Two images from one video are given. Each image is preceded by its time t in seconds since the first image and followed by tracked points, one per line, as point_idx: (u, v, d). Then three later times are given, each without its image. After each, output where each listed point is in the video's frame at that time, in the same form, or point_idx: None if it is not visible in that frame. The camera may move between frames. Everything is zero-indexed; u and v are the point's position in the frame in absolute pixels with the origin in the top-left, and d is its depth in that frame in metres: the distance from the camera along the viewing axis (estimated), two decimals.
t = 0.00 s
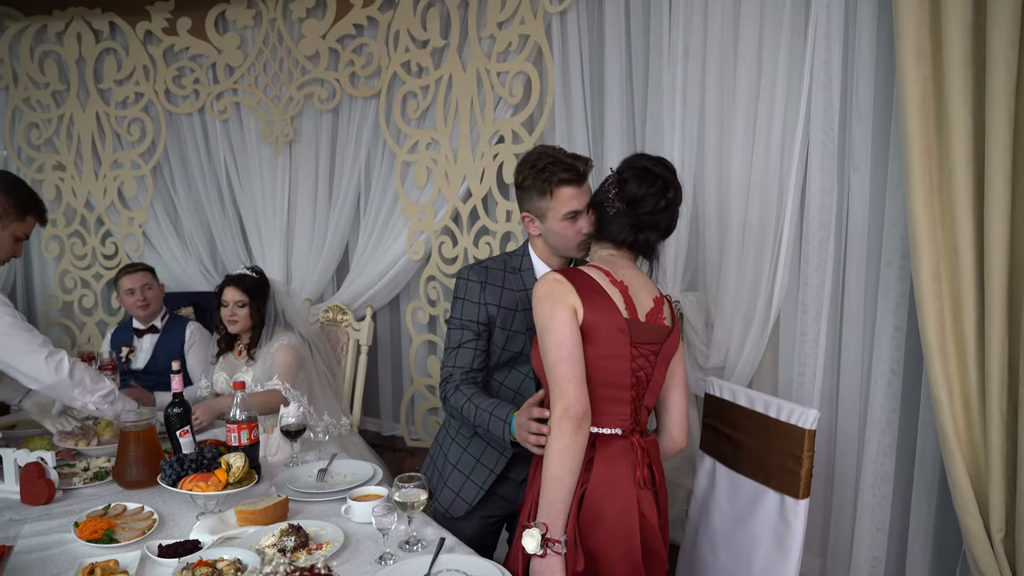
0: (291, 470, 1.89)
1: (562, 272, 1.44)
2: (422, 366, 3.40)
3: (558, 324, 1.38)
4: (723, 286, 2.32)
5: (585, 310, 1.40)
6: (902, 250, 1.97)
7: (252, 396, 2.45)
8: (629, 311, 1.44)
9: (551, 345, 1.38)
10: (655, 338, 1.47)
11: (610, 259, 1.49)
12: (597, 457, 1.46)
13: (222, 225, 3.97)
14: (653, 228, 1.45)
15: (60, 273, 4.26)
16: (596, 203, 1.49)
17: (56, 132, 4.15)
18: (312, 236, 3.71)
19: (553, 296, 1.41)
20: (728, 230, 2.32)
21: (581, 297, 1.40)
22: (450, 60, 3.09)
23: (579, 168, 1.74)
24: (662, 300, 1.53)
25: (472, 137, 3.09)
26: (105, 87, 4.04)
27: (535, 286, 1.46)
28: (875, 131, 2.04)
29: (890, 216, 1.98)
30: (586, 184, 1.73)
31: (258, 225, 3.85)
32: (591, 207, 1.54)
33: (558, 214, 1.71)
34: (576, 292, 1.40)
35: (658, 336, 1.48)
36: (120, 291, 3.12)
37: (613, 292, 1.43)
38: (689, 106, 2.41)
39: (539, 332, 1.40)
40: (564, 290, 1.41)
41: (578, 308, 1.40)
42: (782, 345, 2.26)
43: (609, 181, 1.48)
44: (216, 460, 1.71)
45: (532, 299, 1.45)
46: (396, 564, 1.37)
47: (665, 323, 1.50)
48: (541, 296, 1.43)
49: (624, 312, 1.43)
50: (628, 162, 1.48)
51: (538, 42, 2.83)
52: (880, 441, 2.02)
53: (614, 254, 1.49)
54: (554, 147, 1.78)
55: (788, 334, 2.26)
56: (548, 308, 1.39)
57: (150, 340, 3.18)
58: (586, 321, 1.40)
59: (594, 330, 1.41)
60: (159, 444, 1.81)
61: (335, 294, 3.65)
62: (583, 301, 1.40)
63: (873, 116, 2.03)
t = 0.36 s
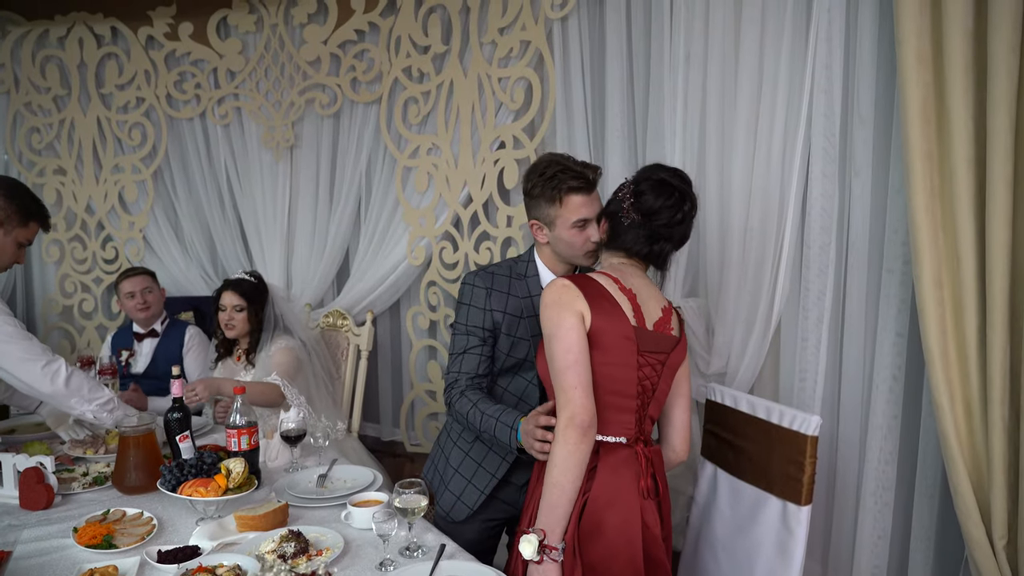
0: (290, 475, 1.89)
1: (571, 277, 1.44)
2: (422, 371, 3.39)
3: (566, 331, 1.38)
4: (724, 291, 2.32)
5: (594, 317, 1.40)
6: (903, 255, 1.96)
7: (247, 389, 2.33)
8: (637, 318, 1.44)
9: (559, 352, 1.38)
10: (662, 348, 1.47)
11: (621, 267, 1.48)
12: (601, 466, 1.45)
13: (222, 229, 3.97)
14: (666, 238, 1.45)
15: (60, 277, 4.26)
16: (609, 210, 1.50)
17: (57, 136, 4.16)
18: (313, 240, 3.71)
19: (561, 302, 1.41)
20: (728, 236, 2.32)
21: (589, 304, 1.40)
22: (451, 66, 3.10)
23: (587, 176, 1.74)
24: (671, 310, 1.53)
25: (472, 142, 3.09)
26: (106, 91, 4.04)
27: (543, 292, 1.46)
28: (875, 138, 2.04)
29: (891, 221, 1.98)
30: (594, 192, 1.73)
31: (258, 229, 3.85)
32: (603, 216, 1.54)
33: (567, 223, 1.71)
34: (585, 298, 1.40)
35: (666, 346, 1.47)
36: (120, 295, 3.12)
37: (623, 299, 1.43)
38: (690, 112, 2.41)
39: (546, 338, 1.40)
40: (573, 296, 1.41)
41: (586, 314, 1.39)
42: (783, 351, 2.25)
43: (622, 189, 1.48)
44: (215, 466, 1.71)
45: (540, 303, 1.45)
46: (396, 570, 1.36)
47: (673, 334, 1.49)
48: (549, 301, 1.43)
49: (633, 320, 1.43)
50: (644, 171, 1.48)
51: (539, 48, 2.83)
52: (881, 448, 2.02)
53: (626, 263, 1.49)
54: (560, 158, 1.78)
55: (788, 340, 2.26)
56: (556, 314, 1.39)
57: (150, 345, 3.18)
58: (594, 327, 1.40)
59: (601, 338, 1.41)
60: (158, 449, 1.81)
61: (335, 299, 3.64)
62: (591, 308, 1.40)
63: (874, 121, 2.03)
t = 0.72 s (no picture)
0: (289, 480, 1.88)
1: (603, 292, 1.41)
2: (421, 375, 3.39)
3: (596, 351, 1.35)
4: (723, 295, 2.32)
5: (624, 335, 1.38)
6: (902, 259, 1.96)
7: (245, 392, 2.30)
8: (663, 338, 1.43)
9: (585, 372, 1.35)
10: (681, 364, 1.48)
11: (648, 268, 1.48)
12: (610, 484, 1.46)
13: (221, 234, 3.97)
14: (709, 229, 1.47)
15: (58, 281, 4.25)
16: (655, 199, 1.44)
17: (56, 141, 4.16)
18: (312, 245, 3.71)
19: (591, 320, 1.38)
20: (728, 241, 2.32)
21: (620, 322, 1.38)
22: (450, 71, 3.10)
23: (549, 169, 1.97)
24: (692, 320, 1.53)
25: (472, 147, 3.10)
26: (105, 96, 4.05)
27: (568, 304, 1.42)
28: (874, 143, 2.05)
29: (890, 226, 1.97)
30: (552, 187, 1.95)
31: (257, 234, 3.85)
32: (633, 205, 1.47)
33: (526, 214, 1.97)
34: (615, 316, 1.38)
35: (683, 363, 1.48)
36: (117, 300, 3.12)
37: (653, 317, 1.41)
38: (689, 118, 2.41)
39: (573, 355, 1.38)
40: (604, 313, 1.38)
41: (615, 331, 1.37)
42: (782, 356, 2.25)
43: (676, 178, 1.43)
44: (213, 471, 1.70)
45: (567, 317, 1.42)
46: None
47: (692, 349, 1.50)
48: (576, 315, 1.39)
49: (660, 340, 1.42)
50: (688, 162, 1.45)
51: (538, 53, 2.84)
52: (881, 452, 2.01)
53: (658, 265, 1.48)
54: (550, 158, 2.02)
55: (788, 345, 2.26)
56: (586, 331, 1.36)
57: (148, 349, 3.17)
58: (623, 345, 1.38)
59: (629, 358, 1.40)
60: (156, 454, 1.80)
61: (334, 304, 3.64)
62: (622, 326, 1.38)
63: (873, 125, 2.03)
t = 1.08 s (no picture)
0: (282, 484, 1.87)
1: (659, 329, 1.31)
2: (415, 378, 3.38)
3: (663, 395, 1.25)
4: (716, 298, 2.32)
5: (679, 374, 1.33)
6: (894, 260, 1.97)
7: (238, 396, 2.29)
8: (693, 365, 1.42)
9: (649, 419, 1.23)
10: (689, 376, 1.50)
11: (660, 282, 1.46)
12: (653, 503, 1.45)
13: (214, 237, 3.96)
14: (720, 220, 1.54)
15: (49, 284, 4.22)
16: (686, 200, 1.43)
17: (48, 143, 4.13)
18: (305, 248, 3.70)
19: (654, 361, 1.27)
20: (721, 244, 2.33)
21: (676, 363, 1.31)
22: (443, 73, 3.10)
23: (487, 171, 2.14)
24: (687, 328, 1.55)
25: (465, 149, 3.09)
26: (97, 98, 4.03)
27: (623, 344, 1.29)
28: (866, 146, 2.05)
29: (882, 228, 1.98)
30: (490, 187, 2.11)
31: (250, 236, 3.83)
32: (658, 211, 1.41)
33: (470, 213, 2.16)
34: (674, 359, 1.31)
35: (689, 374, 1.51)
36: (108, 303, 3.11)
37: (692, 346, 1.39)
38: (681, 122, 2.42)
39: (635, 401, 1.25)
40: (664, 357, 1.29)
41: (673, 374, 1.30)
42: (776, 359, 2.25)
43: (701, 178, 1.45)
44: (205, 475, 1.69)
45: (623, 357, 1.28)
46: None
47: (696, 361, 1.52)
48: (636, 357, 1.27)
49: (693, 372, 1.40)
50: (699, 160, 1.47)
51: (531, 55, 2.84)
52: (874, 454, 2.02)
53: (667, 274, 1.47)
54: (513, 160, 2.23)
55: (781, 347, 2.27)
56: (650, 375, 1.25)
57: (140, 353, 3.15)
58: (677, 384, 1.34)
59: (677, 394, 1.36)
60: (147, 458, 1.79)
61: (327, 307, 3.63)
62: (677, 365, 1.32)
63: (865, 127, 2.03)
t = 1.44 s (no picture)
0: (277, 487, 1.87)
1: (639, 327, 1.35)
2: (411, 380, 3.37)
3: (672, 385, 1.30)
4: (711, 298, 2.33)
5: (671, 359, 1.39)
6: (888, 261, 1.97)
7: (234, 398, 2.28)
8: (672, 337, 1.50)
9: (671, 410, 1.28)
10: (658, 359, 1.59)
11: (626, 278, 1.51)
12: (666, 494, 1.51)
13: (209, 239, 3.95)
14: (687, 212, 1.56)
15: (43, 286, 4.20)
16: (648, 202, 1.46)
17: (41, 144, 4.12)
18: (300, 250, 3.69)
19: (647, 360, 1.32)
20: (715, 246, 2.33)
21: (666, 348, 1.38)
22: (438, 74, 3.10)
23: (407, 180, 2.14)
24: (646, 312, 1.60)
25: (460, 150, 3.09)
26: (91, 100, 4.02)
27: (613, 347, 1.33)
28: (860, 147, 2.06)
29: (877, 229, 1.98)
30: (409, 197, 2.10)
31: (245, 238, 3.83)
32: (621, 211, 1.45)
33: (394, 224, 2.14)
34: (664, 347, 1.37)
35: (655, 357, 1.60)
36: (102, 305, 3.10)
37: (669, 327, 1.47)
38: (675, 124, 2.43)
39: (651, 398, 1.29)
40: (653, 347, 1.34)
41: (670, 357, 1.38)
42: (771, 359, 2.26)
43: (666, 179, 1.46)
44: (199, 478, 1.69)
45: (620, 367, 1.31)
46: None
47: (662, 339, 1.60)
48: (633, 357, 1.31)
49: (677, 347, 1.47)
50: (663, 156, 1.48)
51: (526, 57, 2.84)
52: (869, 455, 2.02)
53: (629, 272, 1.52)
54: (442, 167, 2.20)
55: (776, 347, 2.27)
56: (651, 369, 1.30)
57: (135, 355, 3.14)
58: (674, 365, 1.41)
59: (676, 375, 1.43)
60: (142, 461, 1.78)
61: (323, 309, 3.62)
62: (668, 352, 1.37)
63: (858, 130, 2.04)
